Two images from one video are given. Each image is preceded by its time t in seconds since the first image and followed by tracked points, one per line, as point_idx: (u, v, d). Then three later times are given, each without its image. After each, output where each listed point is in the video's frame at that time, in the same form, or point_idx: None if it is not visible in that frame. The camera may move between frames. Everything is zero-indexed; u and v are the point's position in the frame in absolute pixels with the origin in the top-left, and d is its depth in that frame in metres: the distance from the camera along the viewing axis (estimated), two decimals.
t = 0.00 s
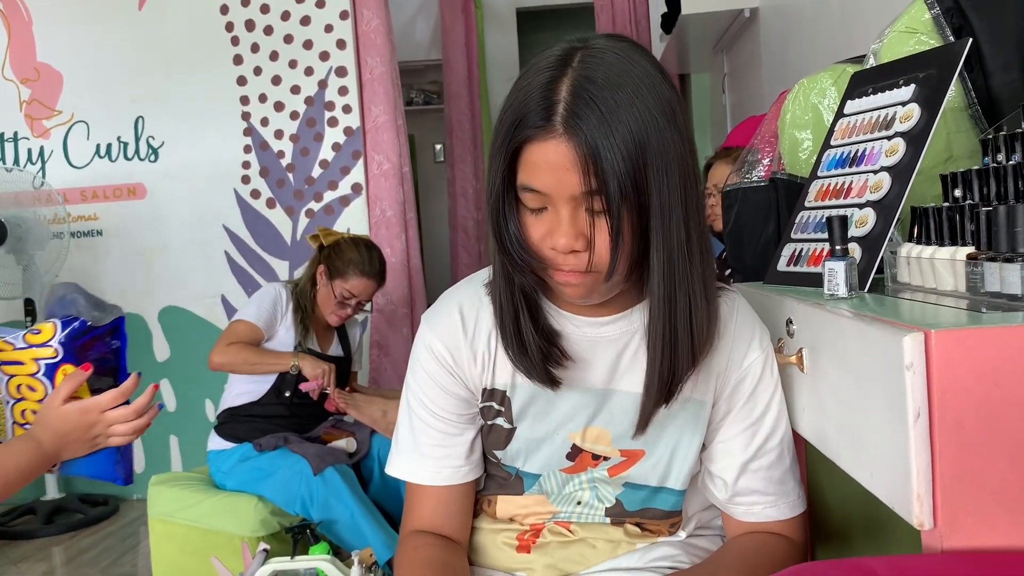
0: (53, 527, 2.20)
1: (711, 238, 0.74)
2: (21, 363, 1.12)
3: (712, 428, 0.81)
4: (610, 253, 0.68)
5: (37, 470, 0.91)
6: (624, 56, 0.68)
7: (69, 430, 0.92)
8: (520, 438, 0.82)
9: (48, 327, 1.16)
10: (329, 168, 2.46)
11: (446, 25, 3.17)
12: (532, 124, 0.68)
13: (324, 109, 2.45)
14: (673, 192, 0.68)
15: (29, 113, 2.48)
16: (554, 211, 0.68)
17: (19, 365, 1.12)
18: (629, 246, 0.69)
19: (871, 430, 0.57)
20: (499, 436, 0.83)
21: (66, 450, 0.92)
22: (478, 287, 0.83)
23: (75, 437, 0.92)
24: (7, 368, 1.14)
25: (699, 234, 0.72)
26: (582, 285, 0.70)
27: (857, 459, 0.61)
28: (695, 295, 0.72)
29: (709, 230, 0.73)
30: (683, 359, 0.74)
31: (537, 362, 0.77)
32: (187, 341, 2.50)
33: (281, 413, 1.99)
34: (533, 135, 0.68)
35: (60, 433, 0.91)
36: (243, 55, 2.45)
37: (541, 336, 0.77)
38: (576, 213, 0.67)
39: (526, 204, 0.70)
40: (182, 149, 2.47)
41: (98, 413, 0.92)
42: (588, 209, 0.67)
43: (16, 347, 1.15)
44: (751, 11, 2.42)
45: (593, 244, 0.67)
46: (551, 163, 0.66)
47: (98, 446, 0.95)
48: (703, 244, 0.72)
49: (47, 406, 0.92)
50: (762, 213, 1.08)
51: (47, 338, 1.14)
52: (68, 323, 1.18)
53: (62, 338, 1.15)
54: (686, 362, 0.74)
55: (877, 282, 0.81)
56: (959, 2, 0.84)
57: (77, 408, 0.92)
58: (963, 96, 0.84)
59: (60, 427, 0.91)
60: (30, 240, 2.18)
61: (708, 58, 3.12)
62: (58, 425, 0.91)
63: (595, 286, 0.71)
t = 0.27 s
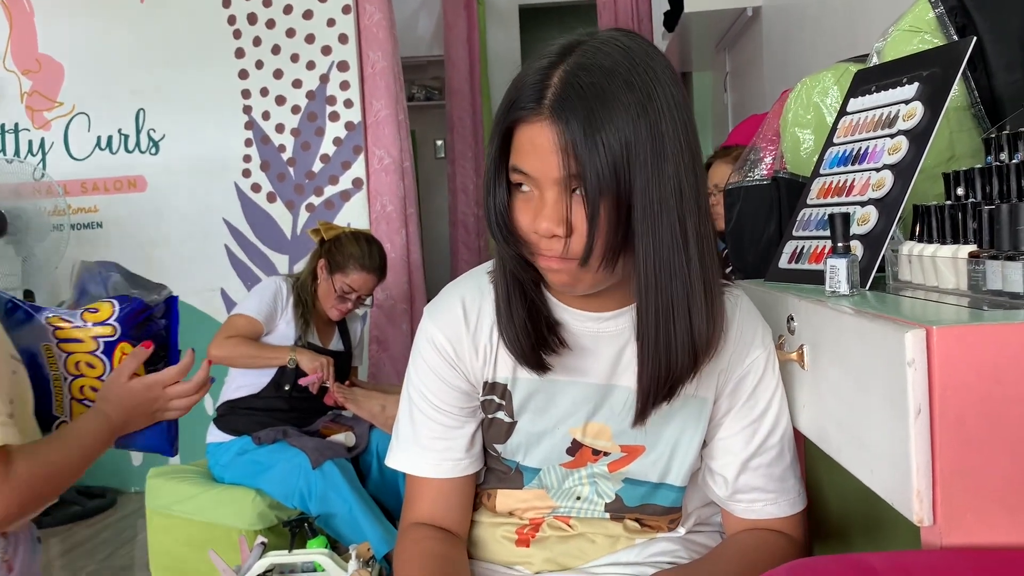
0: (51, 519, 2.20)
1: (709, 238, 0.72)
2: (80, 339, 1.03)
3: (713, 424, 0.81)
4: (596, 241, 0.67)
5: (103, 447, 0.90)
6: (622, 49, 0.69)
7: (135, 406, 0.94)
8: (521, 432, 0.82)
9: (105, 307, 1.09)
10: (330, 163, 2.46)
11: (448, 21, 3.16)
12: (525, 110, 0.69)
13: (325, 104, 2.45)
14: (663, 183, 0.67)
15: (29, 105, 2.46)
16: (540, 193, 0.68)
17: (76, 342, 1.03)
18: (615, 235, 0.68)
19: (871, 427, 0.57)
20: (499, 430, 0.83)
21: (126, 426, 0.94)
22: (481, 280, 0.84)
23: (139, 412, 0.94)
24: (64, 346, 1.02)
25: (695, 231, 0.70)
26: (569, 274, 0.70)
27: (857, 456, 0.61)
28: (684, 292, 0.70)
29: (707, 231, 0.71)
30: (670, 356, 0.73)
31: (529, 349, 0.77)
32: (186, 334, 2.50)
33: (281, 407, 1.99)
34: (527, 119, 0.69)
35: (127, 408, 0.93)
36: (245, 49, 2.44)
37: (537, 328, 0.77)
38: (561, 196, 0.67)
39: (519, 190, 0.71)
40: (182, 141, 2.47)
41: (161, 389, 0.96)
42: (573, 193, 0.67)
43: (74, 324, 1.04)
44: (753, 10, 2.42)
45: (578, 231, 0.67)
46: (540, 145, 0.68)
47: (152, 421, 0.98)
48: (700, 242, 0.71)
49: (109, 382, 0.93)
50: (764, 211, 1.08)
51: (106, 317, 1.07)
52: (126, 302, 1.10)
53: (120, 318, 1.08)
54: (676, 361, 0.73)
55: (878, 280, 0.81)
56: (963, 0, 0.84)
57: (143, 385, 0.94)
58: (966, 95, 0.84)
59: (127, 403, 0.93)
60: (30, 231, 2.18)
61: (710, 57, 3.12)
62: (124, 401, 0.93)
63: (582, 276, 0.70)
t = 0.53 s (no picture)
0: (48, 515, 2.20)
1: (700, 237, 0.71)
2: (116, 331, 0.97)
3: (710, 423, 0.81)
4: (575, 234, 0.68)
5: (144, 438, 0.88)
6: (613, 46, 0.70)
7: (172, 396, 0.92)
8: (519, 429, 0.82)
9: (144, 299, 1.03)
10: (330, 160, 2.46)
11: (448, 18, 3.15)
12: (515, 104, 0.71)
13: (325, 101, 2.45)
14: (644, 181, 0.67)
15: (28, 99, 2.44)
16: (524, 186, 0.70)
17: (115, 334, 0.97)
18: (595, 230, 0.68)
19: (870, 427, 0.57)
20: (496, 427, 0.83)
21: (163, 418, 0.92)
22: (481, 275, 0.84)
23: (176, 402, 0.93)
24: (102, 337, 0.95)
25: (681, 231, 0.69)
26: (551, 267, 0.70)
27: (855, 457, 0.61)
28: (665, 292, 0.70)
29: (695, 232, 0.70)
30: (645, 356, 0.72)
31: (517, 344, 0.78)
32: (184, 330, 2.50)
33: (279, 403, 1.98)
34: (516, 113, 0.71)
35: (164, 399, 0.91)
36: (245, 45, 2.44)
37: (527, 324, 0.78)
38: (542, 190, 0.68)
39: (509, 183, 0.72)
40: (182, 137, 2.46)
41: (195, 379, 0.95)
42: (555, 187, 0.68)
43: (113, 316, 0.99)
44: (753, 10, 2.42)
45: (558, 225, 0.68)
46: (526, 139, 0.69)
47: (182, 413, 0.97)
48: (688, 241, 0.70)
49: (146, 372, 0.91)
50: (763, 210, 1.08)
51: (144, 310, 1.01)
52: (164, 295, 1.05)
53: (157, 310, 1.02)
54: (652, 360, 0.72)
55: (876, 280, 0.82)
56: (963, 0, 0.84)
57: (179, 374, 0.93)
58: (966, 95, 0.84)
59: (163, 394, 0.91)
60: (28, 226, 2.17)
61: (710, 56, 3.12)
62: (162, 391, 0.91)
63: (566, 270, 0.70)
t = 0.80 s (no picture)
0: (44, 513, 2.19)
1: (689, 235, 0.71)
2: (134, 316, 0.95)
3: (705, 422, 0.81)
4: (560, 231, 0.68)
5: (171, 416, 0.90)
6: (601, 44, 0.70)
7: (193, 376, 0.95)
8: (514, 428, 0.81)
9: (157, 285, 1.02)
10: (328, 158, 2.46)
11: (447, 17, 3.15)
12: (504, 102, 0.71)
13: (323, 99, 2.45)
14: (628, 178, 0.66)
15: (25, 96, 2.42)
16: (511, 183, 0.70)
17: (133, 319, 0.95)
18: (580, 227, 0.68)
19: (866, 427, 0.57)
20: (492, 426, 0.82)
21: (186, 397, 0.95)
22: (477, 274, 0.84)
23: (197, 380, 0.96)
24: (119, 322, 0.93)
25: (668, 229, 0.69)
26: (538, 264, 0.70)
27: (851, 456, 0.61)
28: (647, 291, 0.69)
29: (682, 231, 0.70)
30: (627, 355, 0.71)
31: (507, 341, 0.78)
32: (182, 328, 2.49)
33: (273, 404, 1.98)
34: (503, 110, 0.71)
35: (185, 379, 0.94)
36: (243, 42, 2.43)
37: (517, 321, 0.78)
38: (527, 186, 0.68)
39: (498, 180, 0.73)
40: (180, 135, 2.46)
41: (213, 359, 0.98)
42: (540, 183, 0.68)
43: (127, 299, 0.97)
44: (752, 9, 2.42)
45: (543, 221, 0.68)
46: (512, 136, 0.69)
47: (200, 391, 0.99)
48: (675, 239, 0.69)
49: (168, 353, 0.94)
50: (761, 211, 1.08)
51: (157, 296, 1.00)
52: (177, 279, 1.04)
53: (171, 295, 1.01)
54: (628, 359, 0.71)
55: (873, 280, 0.82)
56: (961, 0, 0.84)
57: (199, 354, 0.96)
58: (964, 96, 0.84)
59: (186, 373, 0.94)
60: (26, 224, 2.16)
61: (708, 56, 3.12)
62: (185, 370, 0.94)
63: (553, 268, 0.70)
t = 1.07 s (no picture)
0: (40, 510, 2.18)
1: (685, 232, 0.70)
2: (141, 314, 0.94)
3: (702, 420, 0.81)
4: (554, 227, 0.68)
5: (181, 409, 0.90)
6: (596, 40, 0.70)
7: (198, 373, 0.96)
8: (511, 426, 0.81)
9: (162, 284, 1.00)
10: (325, 155, 2.46)
11: (445, 14, 3.14)
12: (499, 97, 0.71)
13: (321, 96, 2.44)
14: (622, 173, 0.66)
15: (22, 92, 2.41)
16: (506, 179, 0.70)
17: (139, 317, 0.94)
18: (574, 223, 0.68)
19: (862, 425, 0.57)
20: (489, 423, 0.82)
21: (192, 392, 0.95)
22: (474, 272, 0.84)
23: (203, 376, 0.96)
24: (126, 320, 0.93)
25: (663, 225, 0.69)
26: (533, 260, 0.70)
27: (847, 454, 0.61)
28: (644, 286, 0.69)
29: (679, 226, 0.70)
30: (623, 351, 0.71)
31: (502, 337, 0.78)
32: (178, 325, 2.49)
33: (265, 403, 1.97)
34: (498, 106, 0.71)
35: (190, 376, 0.94)
36: (241, 39, 2.43)
37: (513, 318, 0.78)
38: (522, 182, 0.68)
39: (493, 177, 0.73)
40: (177, 132, 2.45)
41: (217, 356, 0.99)
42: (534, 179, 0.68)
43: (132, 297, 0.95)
44: (750, 8, 2.42)
45: (537, 217, 0.68)
46: (507, 132, 0.69)
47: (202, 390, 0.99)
48: (671, 236, 0.69)
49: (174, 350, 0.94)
50: (759, 209, 1.08)
51: (164, 294, 0.98)
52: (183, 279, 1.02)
53: (177, 294, 0.99)
54: (627, 354, 0.71)
55: (871, 278, 0.82)
56: None
57: (204, 352, 0.97)
58: (961, 95, 0.84)
59: (191, 371, 0.95)
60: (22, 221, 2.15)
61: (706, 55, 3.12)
62: (190, 368, 0.95)
63: (548, 264, 0.70)
